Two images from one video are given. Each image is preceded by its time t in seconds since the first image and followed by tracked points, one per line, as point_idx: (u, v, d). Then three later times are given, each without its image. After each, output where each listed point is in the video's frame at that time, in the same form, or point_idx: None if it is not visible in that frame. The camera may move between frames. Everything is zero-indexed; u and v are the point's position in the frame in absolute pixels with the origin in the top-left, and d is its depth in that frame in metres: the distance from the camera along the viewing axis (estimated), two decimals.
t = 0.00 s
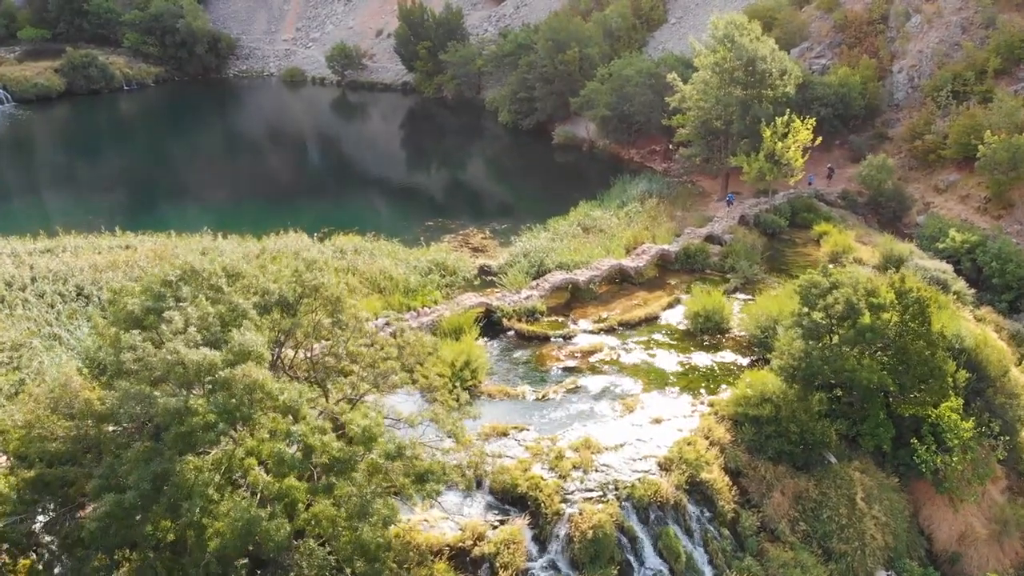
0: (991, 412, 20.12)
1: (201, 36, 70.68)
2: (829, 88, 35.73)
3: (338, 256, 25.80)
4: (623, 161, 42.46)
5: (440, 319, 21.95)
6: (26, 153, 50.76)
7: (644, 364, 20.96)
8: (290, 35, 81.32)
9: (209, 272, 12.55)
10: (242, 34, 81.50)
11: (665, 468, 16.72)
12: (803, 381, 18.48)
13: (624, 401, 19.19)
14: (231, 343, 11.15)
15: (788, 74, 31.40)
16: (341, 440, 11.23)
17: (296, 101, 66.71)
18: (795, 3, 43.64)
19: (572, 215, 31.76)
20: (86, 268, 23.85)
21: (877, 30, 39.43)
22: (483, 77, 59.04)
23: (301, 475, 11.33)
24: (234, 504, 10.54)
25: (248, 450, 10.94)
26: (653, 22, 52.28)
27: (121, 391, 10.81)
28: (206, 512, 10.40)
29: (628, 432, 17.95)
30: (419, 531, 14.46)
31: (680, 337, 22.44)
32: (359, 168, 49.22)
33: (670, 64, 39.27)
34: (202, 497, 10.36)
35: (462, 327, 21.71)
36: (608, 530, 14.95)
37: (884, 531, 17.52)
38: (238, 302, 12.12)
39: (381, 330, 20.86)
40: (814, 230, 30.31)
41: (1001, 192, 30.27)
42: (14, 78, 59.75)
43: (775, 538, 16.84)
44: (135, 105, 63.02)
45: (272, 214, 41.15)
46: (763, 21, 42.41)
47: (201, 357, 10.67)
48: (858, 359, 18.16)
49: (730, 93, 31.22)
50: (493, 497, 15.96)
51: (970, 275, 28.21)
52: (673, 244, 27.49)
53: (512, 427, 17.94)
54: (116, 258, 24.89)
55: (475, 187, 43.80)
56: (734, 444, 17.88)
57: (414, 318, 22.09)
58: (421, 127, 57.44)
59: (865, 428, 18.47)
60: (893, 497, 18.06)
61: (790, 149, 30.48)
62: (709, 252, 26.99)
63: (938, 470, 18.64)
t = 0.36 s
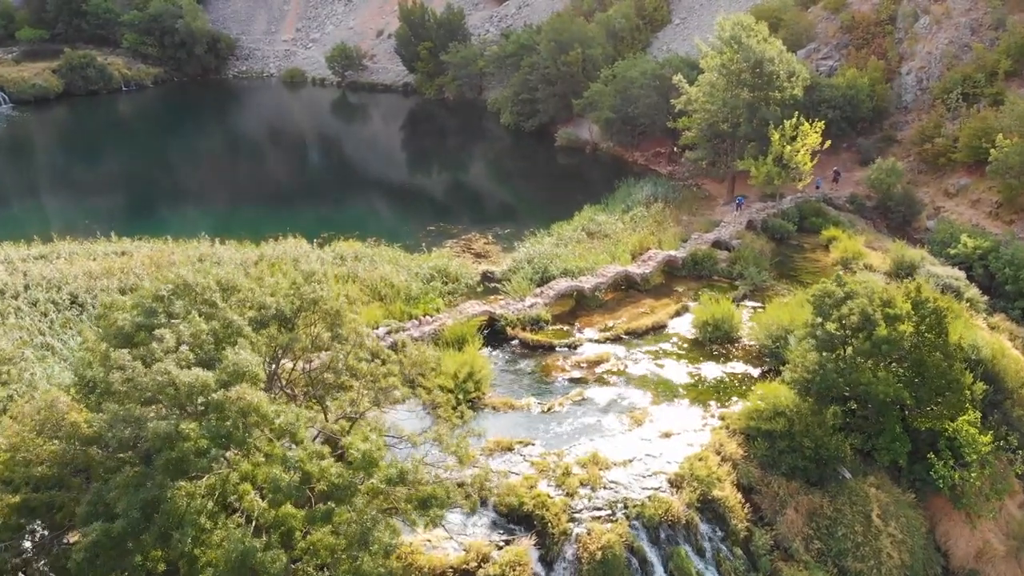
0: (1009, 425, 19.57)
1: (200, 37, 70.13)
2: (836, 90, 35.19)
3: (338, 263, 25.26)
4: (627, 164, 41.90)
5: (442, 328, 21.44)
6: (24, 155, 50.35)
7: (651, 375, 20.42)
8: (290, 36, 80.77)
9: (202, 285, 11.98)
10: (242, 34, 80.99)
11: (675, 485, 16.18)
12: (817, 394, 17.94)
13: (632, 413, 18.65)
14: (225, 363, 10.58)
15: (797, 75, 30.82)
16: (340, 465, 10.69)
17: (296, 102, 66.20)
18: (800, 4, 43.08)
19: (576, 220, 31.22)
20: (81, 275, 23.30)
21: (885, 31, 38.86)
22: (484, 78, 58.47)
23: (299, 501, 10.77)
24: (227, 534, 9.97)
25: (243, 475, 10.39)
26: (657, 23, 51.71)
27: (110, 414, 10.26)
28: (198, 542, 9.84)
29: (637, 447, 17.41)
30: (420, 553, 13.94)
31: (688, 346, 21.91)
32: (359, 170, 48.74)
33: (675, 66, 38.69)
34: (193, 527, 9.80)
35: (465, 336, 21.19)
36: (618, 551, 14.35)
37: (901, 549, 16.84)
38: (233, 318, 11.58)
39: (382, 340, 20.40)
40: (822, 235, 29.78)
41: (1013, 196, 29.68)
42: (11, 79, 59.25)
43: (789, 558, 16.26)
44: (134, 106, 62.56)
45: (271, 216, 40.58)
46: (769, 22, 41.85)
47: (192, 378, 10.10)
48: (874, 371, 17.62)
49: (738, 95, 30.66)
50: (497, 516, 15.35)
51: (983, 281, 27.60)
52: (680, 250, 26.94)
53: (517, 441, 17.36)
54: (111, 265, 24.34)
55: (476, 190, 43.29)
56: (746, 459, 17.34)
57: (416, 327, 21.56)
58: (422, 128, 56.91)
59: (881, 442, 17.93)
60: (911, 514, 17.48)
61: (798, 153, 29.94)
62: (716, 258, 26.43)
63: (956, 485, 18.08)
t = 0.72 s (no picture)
0: None
1: (199, 37, 69.58)
2: (845, 92, 34.65)
3: (338, 270, 24.73)
4: (631, 166, 41.34)
5: (445, 337, 20.90)
6: (21, 156, 49.88)
7: (660, 386, 19.87)
8: (291, 36, 80.23)
9: (196, 301, 11.43)
10: (241, 35, 80.48)
11: (687, 503, 15.65)
12: (831, 407, 17.41)
13: (641, 427, 18.11)
14: (218, 385, 10.03)
15: (805, 78, 30.29)
16: (339, 492, 10.16)
17: (296, 103, 65.68)
18: (807, 4, 42.53)
19: (580, 224, 30.69)
20: (75, 282, 22.75)
21: (893, 32, 38.29)
22: (486, 79, 57.91)
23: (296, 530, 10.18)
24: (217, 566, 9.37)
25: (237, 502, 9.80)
26: (660, 24, 51.16)
27: (97, 438, 9.77)
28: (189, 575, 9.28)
29: (646, 462, 16.89)
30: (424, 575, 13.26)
31: (697, 356, 21.36)
32: (359, 171, 48.25)
33: (680, 67, 38.16)
34: (185, 558, 9.23)
35: (468, 346, 20.65)
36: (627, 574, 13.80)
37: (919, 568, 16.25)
38: (228, 335, 11.05)
39: (382, 350, 19.91)
40: (832, 240, 29.26)
41: None
42: (9, 81, 58.75)
43: None
44: (133, 107, 62.10)
45: (270, 219, 40.00)
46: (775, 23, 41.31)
47: (183, 401, 9.55)
48: (890, 384, 17.09)
49: (745, 98, 30.12)
50: (502, 536, 14.68)
51: (995, 288, 26.98)
52: (687, 256, 26.39)
53: (523, 456, 16.83)
54: (106, 272, 23.79)
55: (477, 192, 42.77)
56: (759, 475, 16.81)
57: (417, 336, 21.02)
58: (423, 130, 56.39)
59: (897, 457, 17.39)
60: (928, 532, 16.91)
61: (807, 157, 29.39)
62: (724, 264, 25.87)
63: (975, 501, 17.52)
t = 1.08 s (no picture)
0: None
1: (198, 38, 69.00)
2: (853, 94, 34.12)
3: (338, 277, 24.18)
4: (635, 169, 40.79)
5: (447, 347, 20.37)
6: (18, 158, 49.42)
7: (668, 399, 19.31)
8: (291, 37, 79.67)
9: (188, 317, 10.89)
10: (241, 35, 79.92)
11: (699, 523, 15.13)
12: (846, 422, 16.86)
13: (650, 442, 17.56)
14: (210, 409, 9.53)
15: (813, 80, 29.74)
16: (338, 523, 9.64)
17: (296, 104, 65.16)
18: (813, 5, 41.99)
19: (585, 229, 30.15)
20: (68, 289, 22.18)
21: (901, 33, 37.72)
22: (487, 80, 57.37)
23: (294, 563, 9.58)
24: None
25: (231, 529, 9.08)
26: (664, 24, 50.58)
27: (83, 466, 9.28)
28: None
29: (656, 479, 16.36)
30: None
31: (707, 366, 20.82)
32: (359, 172, 47.76)
33: (685, 68, 37.62)
34: None
35: (471, 356, 20.10)
36: None
37: None
38: (221, 355, 10.49)
39: (382, 361, 19.41)
40: (841, 245, 28.73)
41: None
42: (6, 82, 58.27)
43: None
44: (132, 108, 61.60)
45: (270, 221, 39.43)
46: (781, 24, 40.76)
47: (174, 427, 9.06)
48: (908, 398, 16.55)
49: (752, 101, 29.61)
50: (507, 559, 13.85)
51: (1009, 294, 26.32)
52: (695, 262, 25.82)
53: (528, 473, 16.27)
54: (100, 278, 23.23)
55: (479, 194, 42.23)
56: (773, 493, 16.26)
57: (418, 346, 20.49)
58: (424, 131, 55.90)
59: (915, 473, 16.82)
60: (947, 550, 16.22)
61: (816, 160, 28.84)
62: (733, 270, 25.30)
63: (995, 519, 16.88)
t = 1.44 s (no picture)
0: None
1: (197, 38, 68.41)
2: (861, 97, 33.60)
3: (338, 285, 23.64)
4: (639, 172, 40.23)
5: (450, 358, 19.83)
6: (16, 160, 48.89)
7: (677, 412, 18.78)
8: (290, 37, 79.13)
9: (179, 336, 10.34)
10: (241, 36, 79.36)
11: (712, 544, 14.58)
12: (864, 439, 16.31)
13: (660, 457, 17.01)
14: (201, 436, 9.01)
15: (823, 82, 29.20)
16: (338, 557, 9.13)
17: (296, 106, 64.63)
18: (819, 6, 41.43)
19: (589, 234, 29.59)
20: (61, 298, 21.63)
21: (910, 34, 37.16)
22: (489, 81, 56.82)
23: None
24: None
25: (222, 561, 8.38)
26: (668, 25, 50.00)
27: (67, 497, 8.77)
28: None
29: (667, 496, 15.84)
30: None
31: (716, 378, 20.28)
32: (360, 174, 47.23)
33: (691, 70, 37.06)
34: None
35: (474, 368, 19.53)
36: None
37: None
38: (213, 376, 9.92)
39: (383, 373, 18.90)
40: (850, 251, 28.21)
41: None
42: (4, 83, 57.76)
43: None
44: (130, 109, 61.08)
45: (270, 223, 38.93)
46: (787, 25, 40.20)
47: (163, 457, 8.59)
48: (927, 414, 16.03)
49: (760, 103, 29.09)
50: None
51: None
52: (703, 268, 25.25)
53: (535, 490, 15.73)
54: (94, 286, 22.66)
55: (482, 196, 41.68)
56: (788, 512, 15.74)
57: (420, 357, 19.95)
58: (425, 132, 55.37)
59: (933, 490, 16.21)
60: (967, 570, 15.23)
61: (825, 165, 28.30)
62: (741, 277, 24.73)
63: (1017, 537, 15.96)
